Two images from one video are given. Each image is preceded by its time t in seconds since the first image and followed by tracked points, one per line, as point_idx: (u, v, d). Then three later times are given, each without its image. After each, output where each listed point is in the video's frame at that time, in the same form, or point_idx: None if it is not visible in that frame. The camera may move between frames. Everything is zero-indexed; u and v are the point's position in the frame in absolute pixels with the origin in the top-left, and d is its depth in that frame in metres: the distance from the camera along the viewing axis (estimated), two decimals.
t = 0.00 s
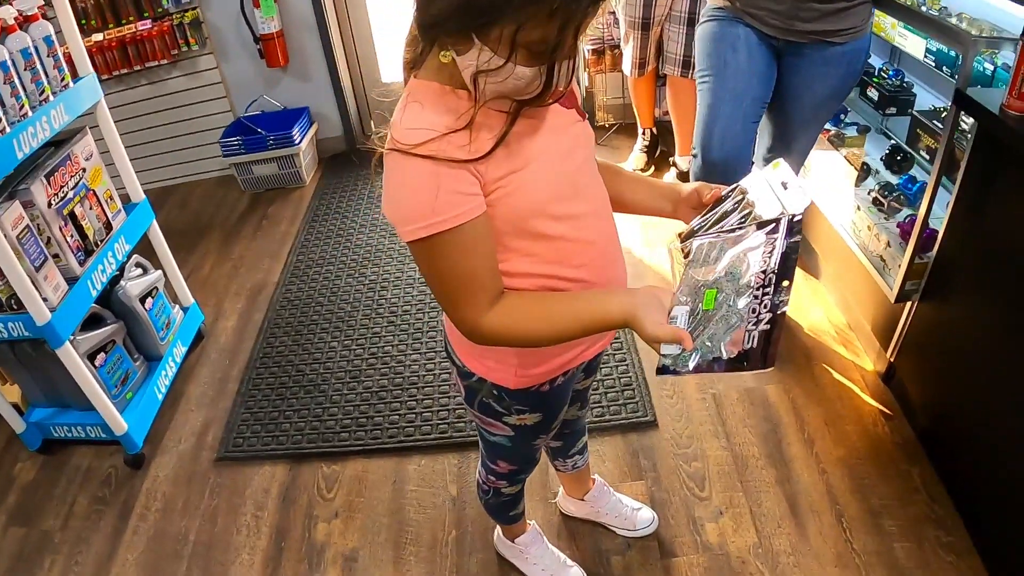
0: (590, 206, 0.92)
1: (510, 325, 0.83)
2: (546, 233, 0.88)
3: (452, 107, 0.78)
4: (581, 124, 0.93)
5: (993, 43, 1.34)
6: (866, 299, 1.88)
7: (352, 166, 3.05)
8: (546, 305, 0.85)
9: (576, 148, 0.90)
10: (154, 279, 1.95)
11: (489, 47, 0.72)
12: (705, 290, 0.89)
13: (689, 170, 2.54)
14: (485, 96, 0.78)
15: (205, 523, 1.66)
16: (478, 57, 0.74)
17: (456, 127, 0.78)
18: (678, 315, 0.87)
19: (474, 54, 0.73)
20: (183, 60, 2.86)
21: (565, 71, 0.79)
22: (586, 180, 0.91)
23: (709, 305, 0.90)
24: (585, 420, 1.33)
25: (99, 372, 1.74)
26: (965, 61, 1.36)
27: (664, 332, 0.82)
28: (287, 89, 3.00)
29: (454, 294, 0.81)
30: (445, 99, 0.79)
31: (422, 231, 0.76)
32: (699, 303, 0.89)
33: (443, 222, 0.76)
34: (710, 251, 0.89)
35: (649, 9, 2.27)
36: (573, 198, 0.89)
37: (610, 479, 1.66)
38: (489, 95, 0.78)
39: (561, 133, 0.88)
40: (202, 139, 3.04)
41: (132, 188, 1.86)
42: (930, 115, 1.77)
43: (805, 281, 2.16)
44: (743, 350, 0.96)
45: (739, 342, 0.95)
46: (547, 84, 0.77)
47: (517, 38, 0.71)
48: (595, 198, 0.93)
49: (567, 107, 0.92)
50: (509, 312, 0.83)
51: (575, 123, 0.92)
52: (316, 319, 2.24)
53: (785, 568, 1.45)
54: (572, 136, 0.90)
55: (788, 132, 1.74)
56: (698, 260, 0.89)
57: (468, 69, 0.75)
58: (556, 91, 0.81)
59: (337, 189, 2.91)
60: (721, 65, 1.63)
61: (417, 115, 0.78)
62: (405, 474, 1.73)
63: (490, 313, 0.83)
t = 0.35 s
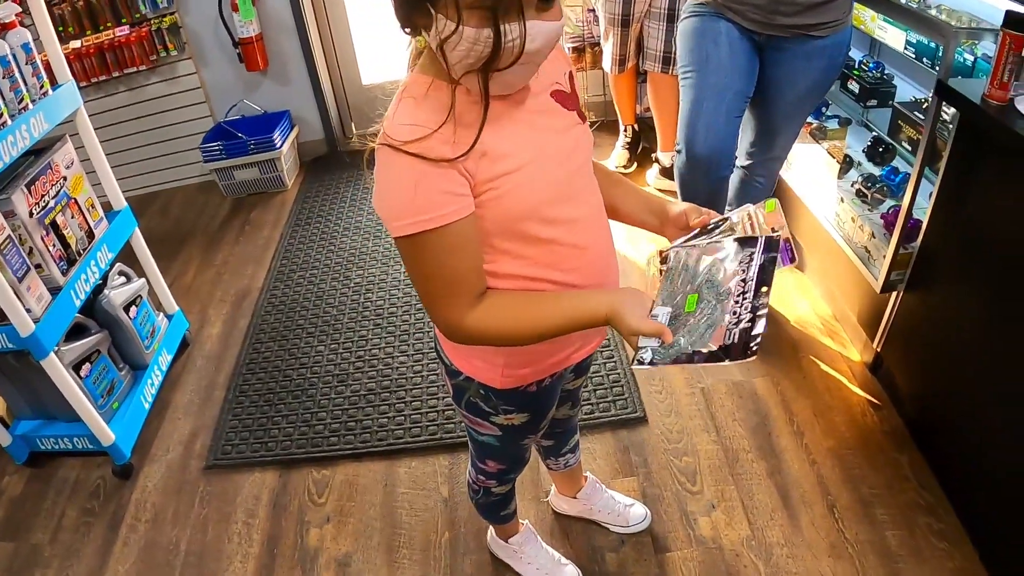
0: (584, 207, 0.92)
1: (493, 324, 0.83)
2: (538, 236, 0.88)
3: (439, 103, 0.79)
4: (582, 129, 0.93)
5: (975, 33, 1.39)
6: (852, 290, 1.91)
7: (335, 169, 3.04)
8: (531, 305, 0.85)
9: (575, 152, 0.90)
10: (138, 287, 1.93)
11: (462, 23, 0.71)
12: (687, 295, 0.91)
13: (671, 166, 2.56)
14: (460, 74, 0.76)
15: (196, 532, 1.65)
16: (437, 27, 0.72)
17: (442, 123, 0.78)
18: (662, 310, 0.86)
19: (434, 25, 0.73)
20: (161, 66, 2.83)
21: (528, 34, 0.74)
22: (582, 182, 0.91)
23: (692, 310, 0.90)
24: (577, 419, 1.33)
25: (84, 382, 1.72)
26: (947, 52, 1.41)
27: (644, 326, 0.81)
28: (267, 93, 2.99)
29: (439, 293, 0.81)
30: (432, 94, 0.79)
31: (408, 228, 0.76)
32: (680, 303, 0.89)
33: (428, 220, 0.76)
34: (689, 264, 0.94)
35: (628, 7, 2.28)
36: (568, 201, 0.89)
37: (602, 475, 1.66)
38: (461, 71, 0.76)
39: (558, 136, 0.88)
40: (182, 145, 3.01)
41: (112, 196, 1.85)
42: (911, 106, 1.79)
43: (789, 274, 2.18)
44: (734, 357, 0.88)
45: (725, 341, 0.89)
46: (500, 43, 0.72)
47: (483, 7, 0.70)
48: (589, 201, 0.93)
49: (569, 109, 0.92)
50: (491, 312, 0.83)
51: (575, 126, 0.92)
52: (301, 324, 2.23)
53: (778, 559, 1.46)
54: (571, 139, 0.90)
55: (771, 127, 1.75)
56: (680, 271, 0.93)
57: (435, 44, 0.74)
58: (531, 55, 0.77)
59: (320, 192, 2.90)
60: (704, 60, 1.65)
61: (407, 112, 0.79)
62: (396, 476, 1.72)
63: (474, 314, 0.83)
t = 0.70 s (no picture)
0: (572, 212, 0.92)
1: (458, 320, 0.85)
2: (520, 239, 0.89)
3: (423, 104, 0.81)
4: (577, 134, 0.94)
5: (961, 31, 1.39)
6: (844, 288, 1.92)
7: (327, 174, 3.04)
8: (499, 303, 0.86)
9: (566, 156, 0.90)
10: (132, 294, 1.93)
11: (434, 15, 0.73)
12: (662, 304, 0.93)
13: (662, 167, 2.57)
14: (438, 67, 0.78)
15: (193, 538, 1.65)
16: (416, 24, 0.74)
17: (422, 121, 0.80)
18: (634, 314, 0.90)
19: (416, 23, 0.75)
20: (152, 73, 2.83)
21: (496, 19, 0.74)
22: (571, 187, 0.92)
23: (665, 317, 0.92)
24: (574, 422, 1.33)
25: (79, 390, 1.72)
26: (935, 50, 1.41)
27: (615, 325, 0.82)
28: (258, 99, 2.99)
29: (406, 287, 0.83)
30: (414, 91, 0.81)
31: (386, 223, 0.78)
32: (653, 312, 0.92)
33: (406, 217, 0.78)
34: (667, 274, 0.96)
35: (617, 9, 2.29)
36: (554, 206, 0.90)
37: (597, 476, 1.67)
38: (440, 64, 0.78)
39: (548, 139, 0.88)
40: (174, 152, 3.01)
41: (105, 203, 1.85)
42: (899, 104, 1.80)
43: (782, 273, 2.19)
44: (704, 357, 0.87)
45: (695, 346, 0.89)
46: (469, 29, 0.73)
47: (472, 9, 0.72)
48: (578, 204, 0.94)
49: (563, 111, 0.93)
50: (458, 310, 0.85)
51: (569, 129, 0.92)
52: (295, 329, 2.23)
53: (774, 557, 1.47)
54: (561, 144, 0.90)
55: (761, 127, 1.77)
56: (659, 283, 0.96)
57: (416, 42, 0.76)
58: (505, 43, 0.77)
59: (313, 197, 2.90)
60: (693, 61, 1.66)
61: (393, 111, 0.81)
62: (392, 480, 1.72)
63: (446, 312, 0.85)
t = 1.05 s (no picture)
0: (559, 216, 0.93)
1: (422, 310, 0.88)
2: (504, 242, 0.90)
3: (410, 101, 0.82)
4: (575, 137, 0.94)
5: (956, 34, 1.40)
6: (841, 291, 1.92)
7: (324, 178, 3.04)
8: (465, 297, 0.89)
9: (560, 158, 0.90)
10: (130, 298, 1.93)
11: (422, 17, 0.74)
12: (635, 310, 0.94)
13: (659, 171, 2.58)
14: (427, 67, 0.79)
15: (192, 542, 1.65)
16: (406, 25, 0.76)
17: (406, 117, 0.82)
18: (605, 314, 0.94)
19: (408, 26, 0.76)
20: (150, 77, 2.84)
21: (483, 21, 0.75)
22: (561, 191, 0.92)
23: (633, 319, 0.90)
24: (573, 428, 1.33)
25: (77, 394, 1.72)
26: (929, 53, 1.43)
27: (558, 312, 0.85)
28: (256, 104, 2.99)
29: (373, 277, 0.87)
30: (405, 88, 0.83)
31: (358, 215, 0.81)
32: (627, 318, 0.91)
33: (376, 211, 0.81)
34: (648, 283, 0.99)
35: (613, 13, 2.30)
36: (539, 209, 0.90)
37: (595, 478, 1.67)
38: (429, 64, 0.79)
39: (538, 142, 0.88)
40: (172, 156, 3.02)
41: (103, 207, 1.85)
42: (895, 107, 1.81)
43: (779, 275, 2.20)
44: (664, 353, 0.79)
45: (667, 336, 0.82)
46: (454, 31, 0.74)
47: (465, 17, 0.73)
48: (569, 207, 0.94)
49: (559, 113, 0.92)
50: (418, 302, 0.88)
51: (564, 135, 0.91)
52: (293, 333, 2.23)
53: (772, 559, 1.47)
54: (551, 148, 0.89)
55: (758, 131, 1.78)
56: (640, 287, 1.00)
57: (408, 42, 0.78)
58: (494, 42, 0.77)
59: (310, 201, 2.90)
60: (690, 64, 1.67)
61: (381, 108, 0.83)
62: (391, 483, 1.73)
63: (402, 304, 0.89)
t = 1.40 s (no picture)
0: (548, 212, 0.93)
1: (400, 299, 0.89)
2: (491, 237, 0.90)
3: (397, 96, 0.82)
4: (567, 134, 0.94)
5: (950, 33, 1.40)
6: (838, 291, 1.92)
7: (321, 181, 3.04)
8: (443, 282, 0.90)
9: (551, 154, 0.90)
10: (127, 301, 1.93)
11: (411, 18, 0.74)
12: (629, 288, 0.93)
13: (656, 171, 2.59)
14: (412, 64, 0.79)
15: (189, 545, 1.65)
16: (393, 24, 0.76)
17: (390, 114, 0.82)
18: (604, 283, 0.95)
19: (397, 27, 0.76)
20: (146, 80, 2.84)
21: (468, 19, 0.75)
22: (550, 189, 0.92)
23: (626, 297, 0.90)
24: (569, 429, 1.33)
25: (74, 398, 1.72)
26: (924, 51, 1.43)
27: (547, 303, 0.86)
28: (252, 106, 2.99)
29: (351, 270, 0.88)
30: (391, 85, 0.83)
31: (342, 208, 0.82)
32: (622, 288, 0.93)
33: (358, 204, 0.81)
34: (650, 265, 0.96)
35: (609, 14, 2.31)
36: (527, 206, 0.90)
37: (592, 479, 1.67)
38: (417, 62, 0.79)
39: (528, 138, 0.87)
40: (169, 159, 3.02)
41: (100, 210, 1.85)
42: (890, 106, 1.81)
43: (775, 274, 2.21)
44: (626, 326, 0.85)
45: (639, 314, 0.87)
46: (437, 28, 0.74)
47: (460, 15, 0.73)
48: (559, 203, 0.94)
49: (549, 110, 0.92)
50: (396, 292, 0.89)
51: (555, 133, 0.91)
52: (290, 335, 2.23)
53: (769, 558, 1.47)
54: (541, 146, 0.89)
55: (753, 131, 1.78)
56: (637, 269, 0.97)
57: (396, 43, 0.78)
58: (482, 40, 0.78)
59: (307, 203, 2.90)
60: (685, 64, 1.67)
61: (370, 102, 0.83)
62: (388, 485, 1.73)
63: (380, 294, 0.90)
